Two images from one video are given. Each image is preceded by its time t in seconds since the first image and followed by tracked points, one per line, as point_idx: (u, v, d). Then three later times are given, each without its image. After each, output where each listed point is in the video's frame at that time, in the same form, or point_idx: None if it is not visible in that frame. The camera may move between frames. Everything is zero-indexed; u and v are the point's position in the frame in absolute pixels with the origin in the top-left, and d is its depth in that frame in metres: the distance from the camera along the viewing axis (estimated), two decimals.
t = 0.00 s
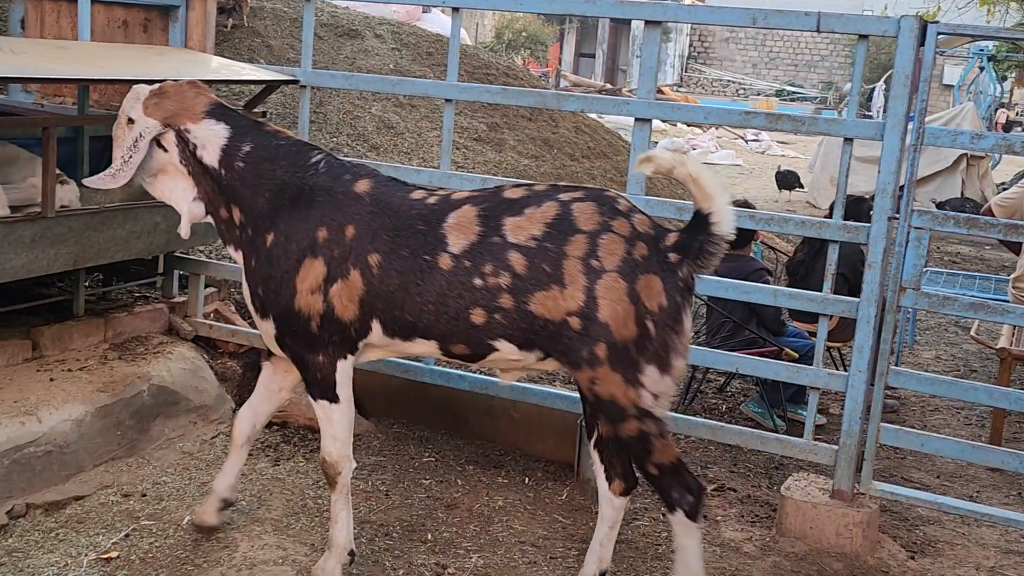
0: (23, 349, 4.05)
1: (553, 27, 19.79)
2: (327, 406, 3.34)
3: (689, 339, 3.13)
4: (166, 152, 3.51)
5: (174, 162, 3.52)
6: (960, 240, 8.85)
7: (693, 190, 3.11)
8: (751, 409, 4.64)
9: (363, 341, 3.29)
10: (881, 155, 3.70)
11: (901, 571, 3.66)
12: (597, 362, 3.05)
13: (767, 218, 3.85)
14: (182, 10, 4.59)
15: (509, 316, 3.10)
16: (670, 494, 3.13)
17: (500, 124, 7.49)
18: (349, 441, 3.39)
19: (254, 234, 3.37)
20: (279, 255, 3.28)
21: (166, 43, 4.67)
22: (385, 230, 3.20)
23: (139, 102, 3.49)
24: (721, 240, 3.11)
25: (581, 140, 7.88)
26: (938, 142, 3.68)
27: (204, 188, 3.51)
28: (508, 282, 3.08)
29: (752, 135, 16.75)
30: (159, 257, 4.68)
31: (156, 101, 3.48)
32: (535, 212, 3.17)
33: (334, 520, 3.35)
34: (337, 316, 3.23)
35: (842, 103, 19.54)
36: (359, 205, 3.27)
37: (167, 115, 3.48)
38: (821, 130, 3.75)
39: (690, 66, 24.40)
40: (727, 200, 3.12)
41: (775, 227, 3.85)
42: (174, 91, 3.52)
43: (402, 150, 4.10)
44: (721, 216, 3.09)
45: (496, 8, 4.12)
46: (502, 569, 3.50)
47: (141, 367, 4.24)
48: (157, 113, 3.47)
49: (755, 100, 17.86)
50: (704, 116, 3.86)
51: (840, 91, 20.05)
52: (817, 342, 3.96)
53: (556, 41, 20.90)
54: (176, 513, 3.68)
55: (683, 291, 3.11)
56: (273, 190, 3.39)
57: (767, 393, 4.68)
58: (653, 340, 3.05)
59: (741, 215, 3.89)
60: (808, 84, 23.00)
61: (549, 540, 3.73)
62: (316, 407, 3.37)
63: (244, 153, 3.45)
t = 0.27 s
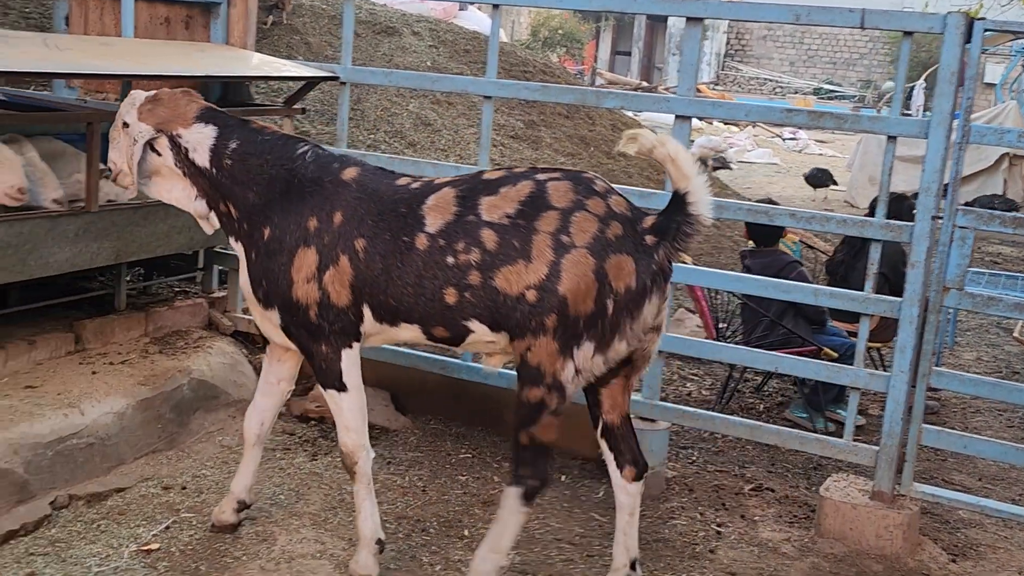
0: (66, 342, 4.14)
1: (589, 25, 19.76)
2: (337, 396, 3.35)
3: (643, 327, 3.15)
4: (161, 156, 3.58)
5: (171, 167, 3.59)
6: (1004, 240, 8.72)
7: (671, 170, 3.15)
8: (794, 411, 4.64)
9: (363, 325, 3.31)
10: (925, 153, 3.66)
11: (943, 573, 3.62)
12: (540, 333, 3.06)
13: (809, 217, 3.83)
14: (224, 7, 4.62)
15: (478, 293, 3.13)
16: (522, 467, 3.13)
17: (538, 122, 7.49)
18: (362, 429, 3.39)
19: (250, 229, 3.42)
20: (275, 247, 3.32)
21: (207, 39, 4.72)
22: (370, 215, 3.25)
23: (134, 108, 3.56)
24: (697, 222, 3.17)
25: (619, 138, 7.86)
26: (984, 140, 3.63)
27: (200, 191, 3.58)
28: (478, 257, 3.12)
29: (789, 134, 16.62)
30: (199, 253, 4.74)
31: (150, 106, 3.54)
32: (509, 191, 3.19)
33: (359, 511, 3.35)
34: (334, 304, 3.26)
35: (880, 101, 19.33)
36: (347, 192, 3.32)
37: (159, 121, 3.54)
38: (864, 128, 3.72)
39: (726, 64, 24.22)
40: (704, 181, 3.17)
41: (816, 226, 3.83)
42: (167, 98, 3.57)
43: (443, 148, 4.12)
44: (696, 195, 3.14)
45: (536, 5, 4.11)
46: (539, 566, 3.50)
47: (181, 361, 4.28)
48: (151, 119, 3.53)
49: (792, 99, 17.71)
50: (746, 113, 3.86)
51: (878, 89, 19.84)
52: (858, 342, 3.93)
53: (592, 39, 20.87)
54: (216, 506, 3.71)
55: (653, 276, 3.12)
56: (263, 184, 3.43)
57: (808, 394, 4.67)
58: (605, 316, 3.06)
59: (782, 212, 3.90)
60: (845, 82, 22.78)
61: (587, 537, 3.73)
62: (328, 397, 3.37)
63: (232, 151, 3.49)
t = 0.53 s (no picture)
0: (107, 338, 4.20)
1: (623, 24, 19.70)
2: (302, 384, 3.43)
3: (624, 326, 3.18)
4: (154, 172, 3.68)
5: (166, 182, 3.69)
6: None
7: (660, 170, 3.12)
8: (834, 417, 4.62)
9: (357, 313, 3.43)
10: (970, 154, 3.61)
11: None
12: (526, 328, 3.14)
13: (850, 217, 3.79)
14: (264, 7, 4.66)
15: (465, 282, 3.21)
16: (528, 469, 3.24)
17: (573, 121, 7.47)
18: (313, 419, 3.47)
19: (250, 229, 3.55)
20: (270, 243, 3.44)
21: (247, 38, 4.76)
22: (361, 209, 3.35)
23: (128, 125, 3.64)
24: (681, 224, 3.13)
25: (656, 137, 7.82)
26: None
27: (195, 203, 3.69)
28: (464, 247, 3.20)
29: (826, 133, 16.48)
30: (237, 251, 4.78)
31: (144, 125, 3.63)
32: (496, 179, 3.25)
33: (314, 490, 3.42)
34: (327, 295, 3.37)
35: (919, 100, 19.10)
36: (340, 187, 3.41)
37: (153, 140, 3.63)
38: (908, 128, 3.67)
39: (761, 63, 24.04)
40: (693, 184, 3.13)
41: (857, 226, 3.79)
42: (160, 116, 3.66)
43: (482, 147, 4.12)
44: (683, 198, 3.10)
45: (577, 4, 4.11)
46: (575, 566, 3.49)
47: (221, 359, 4.32)
48: (144, 139, 3.62)
49: (828, 98, 17.53)
50: (787, 113, 3.84)
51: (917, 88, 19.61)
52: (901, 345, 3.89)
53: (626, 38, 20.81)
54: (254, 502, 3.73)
55: (631, 276, 3.14)
56: (257, 185, 3.52)
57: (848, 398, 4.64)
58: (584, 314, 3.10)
59: (823, 214, 3.84)
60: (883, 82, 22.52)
61: (623, 538, 3.72)
62: (296, 381, 3.45)
63: (225, 157, 3.58)
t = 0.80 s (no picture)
0: (143, 336, 4.22)
1: (651, 23, 19.64)
2: (320, 372, 3.43)
3: (637, 325, 3.12)
4: (169, 180, 3.67)
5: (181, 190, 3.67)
6: None
7: (672, 166, 3.06)
8: (872, 421, 4.57)
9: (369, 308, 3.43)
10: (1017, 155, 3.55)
11: None
12: (539, 324, 3.12)
13: (892, 219, 3.75)
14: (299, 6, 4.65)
15: (475, 274, 3.19)
16: (556, 469, 3.17)
17: (604, 121, 7.44)
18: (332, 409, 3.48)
19: (261, 225, 3.55)
20: (282, 235, 3.44)
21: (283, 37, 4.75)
22: (372, 198, 3.35)
23: (140, 136, 3.63)
24: (692, 221, 3.07)
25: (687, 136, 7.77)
26: None
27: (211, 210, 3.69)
28: (475, 240, 3.17)
29: (856, 133, 16.35)
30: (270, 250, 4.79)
31: (156, 136, 3.62)
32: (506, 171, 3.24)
33: (309, 484, 3.43)
34: (338, 285, 3.37)
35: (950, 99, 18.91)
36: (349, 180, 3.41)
37: (165, 151, 3.61)
38: (953, 128, 3.62)
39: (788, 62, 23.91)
40: (704, 180, 3.07)
41: (901, 228, 3.74)
42: (171, 125, 3.65)
43: (519, 145, 4.09)
44: (694, 195, 3.04)
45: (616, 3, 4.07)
46: (613, 569, 3.46)
47: (256, 357, 4.32)
48: (156, 150, 3.61)
49: (856, 97, 17.39)
50: (830, 113, 3.79)
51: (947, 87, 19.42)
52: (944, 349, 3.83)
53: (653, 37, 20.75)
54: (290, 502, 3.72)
55: (643, 273, 3.08)
56: (268, 182, 3.53)
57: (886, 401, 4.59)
58: (596, 313, 3.05)
59: (865, 215, 3.78)
60: (912, 81, 22.32)
61: (661, 541, 3.68)
62: (311, 370, 3.45)
63: (236, 160, 3.58)
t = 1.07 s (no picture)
0: (178, 334, 4.20)
1: (670, 19, 19.57)
2: (357, 374, 3.38)
3: (667, 326, 3.07)
4: (198, 187, 3.60)
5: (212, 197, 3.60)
6: None
7: (702, 164, 3.01)
8: (908, 424, 4.53)
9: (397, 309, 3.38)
10: None
11: None
12: (573, 326, 3.07)
13: (938, 219, 3.70)
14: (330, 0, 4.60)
15: (503, 274, 3.14)
16: (587, 474, 3.12)
17: (631, 117, 7.39)
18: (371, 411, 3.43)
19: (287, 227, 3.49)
20: (308, 235, 3.38)
21: (314, 32, 4.70)
22: (397, 192, 3.32)
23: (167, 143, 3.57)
24: (722, 221, 3.02)
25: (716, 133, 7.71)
26: None
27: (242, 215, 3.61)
28: (502, 238, 3.13)
29: (878, 129, 16.25)
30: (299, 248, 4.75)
31: (182, 143, 3.57)
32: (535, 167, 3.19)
33: (348, 489, 3.39)
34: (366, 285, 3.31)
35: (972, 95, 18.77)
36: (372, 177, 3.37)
37: (193, 158, 3.55)
38: (1001, 127, 3.55)
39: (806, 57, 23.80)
40: (735, 179, 3.01)
41: (947, 228, 3.69)
42: (196, 130, 3.59)
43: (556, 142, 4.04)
44: (724, 193, 2.99)
45: None
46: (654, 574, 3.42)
47: (289, 356, 4.28)
48: (184, 157, 3.55)
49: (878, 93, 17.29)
50: (874, 111, 3.73)
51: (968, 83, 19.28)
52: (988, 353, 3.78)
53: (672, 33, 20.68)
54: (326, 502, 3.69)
55: (672, 273, 3.03)
56: (292, 182, 3.47)
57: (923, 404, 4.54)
58: (626, 313, 3.01)
59: (910, 215, 3.72)
60: (932, 76, 22.18)
61: (700, 545, 3.64)
62: (346, 373, 3.40)
63: (260, 162, 3.52)
